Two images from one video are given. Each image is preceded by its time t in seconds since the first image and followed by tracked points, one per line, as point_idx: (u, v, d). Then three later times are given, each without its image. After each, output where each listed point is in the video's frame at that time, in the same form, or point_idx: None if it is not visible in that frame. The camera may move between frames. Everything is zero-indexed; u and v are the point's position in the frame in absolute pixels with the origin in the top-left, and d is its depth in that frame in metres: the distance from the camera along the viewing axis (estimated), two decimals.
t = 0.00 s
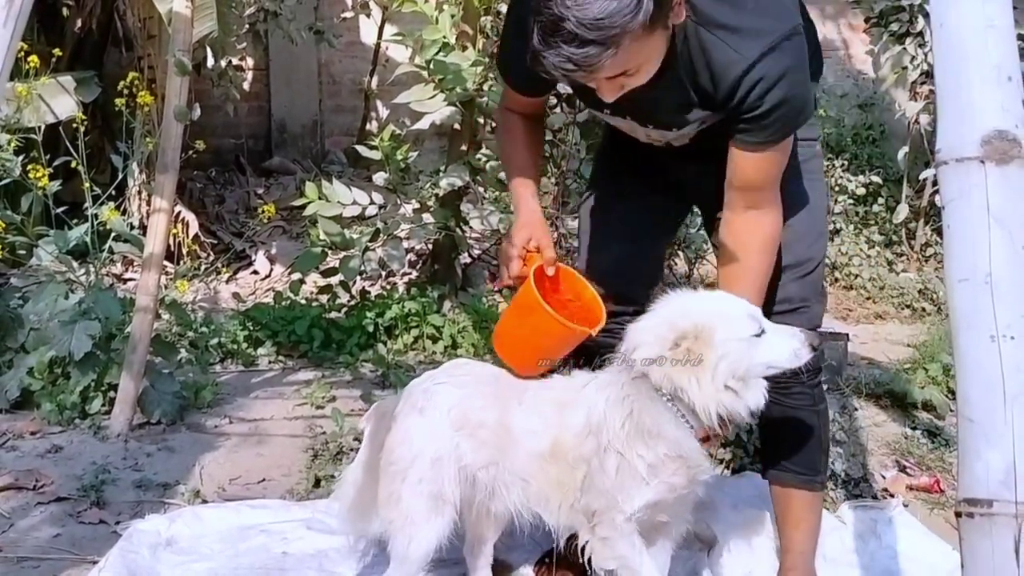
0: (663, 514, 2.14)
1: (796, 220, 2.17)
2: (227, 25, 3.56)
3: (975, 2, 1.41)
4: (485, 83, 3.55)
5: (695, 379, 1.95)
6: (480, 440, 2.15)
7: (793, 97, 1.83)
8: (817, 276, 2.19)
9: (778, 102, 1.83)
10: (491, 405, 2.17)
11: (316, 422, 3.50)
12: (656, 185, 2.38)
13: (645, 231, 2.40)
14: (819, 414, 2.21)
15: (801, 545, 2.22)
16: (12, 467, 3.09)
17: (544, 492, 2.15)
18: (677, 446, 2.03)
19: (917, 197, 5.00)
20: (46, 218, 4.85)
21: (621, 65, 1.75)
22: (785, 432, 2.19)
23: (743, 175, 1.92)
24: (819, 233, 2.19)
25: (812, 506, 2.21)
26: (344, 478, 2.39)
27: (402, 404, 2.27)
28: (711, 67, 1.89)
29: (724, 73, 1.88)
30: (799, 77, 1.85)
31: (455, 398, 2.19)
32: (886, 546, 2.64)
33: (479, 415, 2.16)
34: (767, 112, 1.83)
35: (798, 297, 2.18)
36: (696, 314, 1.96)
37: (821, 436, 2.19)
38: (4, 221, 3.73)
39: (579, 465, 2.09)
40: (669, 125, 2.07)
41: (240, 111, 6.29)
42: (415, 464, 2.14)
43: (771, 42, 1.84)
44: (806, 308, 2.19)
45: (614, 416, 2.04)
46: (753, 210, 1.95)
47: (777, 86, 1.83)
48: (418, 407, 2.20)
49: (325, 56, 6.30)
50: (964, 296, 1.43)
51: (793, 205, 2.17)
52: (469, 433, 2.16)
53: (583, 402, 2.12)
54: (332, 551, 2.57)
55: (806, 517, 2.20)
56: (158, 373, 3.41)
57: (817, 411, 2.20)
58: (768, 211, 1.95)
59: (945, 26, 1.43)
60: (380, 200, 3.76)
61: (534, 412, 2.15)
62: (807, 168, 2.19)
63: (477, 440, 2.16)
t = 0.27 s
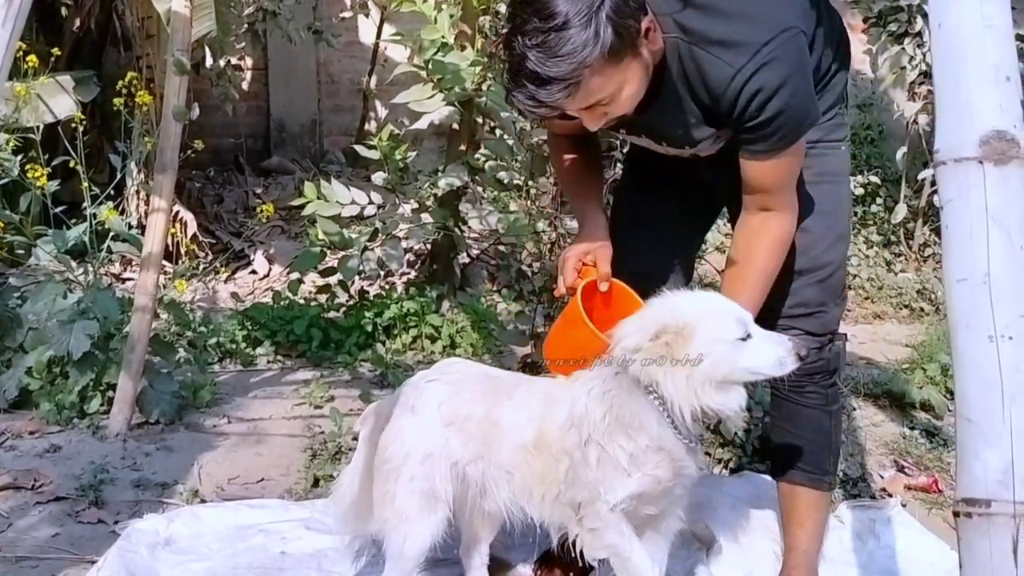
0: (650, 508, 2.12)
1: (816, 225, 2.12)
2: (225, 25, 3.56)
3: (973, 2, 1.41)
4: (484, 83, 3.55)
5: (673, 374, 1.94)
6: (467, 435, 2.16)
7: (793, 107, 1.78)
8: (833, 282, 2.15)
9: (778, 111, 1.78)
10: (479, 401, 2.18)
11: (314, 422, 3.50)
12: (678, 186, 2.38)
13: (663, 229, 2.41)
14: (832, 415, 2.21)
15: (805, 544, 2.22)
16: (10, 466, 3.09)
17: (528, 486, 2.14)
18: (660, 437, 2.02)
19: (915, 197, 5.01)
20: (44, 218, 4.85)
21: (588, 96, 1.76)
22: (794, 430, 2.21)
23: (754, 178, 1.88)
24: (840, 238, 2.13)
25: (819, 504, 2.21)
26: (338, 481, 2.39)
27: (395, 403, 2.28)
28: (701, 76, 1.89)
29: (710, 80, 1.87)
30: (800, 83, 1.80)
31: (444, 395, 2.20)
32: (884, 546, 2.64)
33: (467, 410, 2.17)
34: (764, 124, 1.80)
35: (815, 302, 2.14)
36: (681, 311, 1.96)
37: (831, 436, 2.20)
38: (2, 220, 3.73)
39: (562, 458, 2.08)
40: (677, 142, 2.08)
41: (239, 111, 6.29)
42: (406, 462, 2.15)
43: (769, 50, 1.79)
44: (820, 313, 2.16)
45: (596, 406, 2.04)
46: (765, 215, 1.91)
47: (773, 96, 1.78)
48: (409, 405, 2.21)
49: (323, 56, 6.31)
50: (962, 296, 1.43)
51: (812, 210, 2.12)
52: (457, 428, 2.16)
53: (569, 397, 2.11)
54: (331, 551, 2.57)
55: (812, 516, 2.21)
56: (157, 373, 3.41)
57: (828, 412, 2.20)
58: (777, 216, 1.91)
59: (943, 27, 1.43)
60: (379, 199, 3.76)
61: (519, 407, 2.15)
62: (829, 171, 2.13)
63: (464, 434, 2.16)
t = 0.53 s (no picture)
0: (644, 510, 2.13)
1: (824, 227, 2.10)
2: (226, 27, 3.56)
3: (972, 3, 1.40)
4: (484, 84, 3.55)
5: (671, 385, 1.97)
6: (460, 434, 2.17)
7: (781, 88, 1.78)
8: (841, 286, 2.13)
9: (768, 92, 1.78)
10: (471, 401, 2.20)
11: (314, 423, 3.50)
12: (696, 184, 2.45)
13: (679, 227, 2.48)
14: (837, 417, 2.21)
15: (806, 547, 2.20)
16: (10, 467, 3.09)
17: (518, 487, 2.14)
18: (653, 441, 2.02)
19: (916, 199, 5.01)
20: (44, 219, 4.85)
21: (569, 87, 1.77)
22: (798, 432, 2.21)
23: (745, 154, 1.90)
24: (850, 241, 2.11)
25: (822, 507, 2.21)
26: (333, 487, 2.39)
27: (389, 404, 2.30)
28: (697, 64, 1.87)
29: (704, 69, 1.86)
30: (792, 66, 1.79)
31: (437, 396, 2.22)
32: (885, 547, 2.64)
33: (460, 410, 2.19)
34: (753, 104, 1.80)
35: (826, 304, 2.13)
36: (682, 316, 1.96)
37: (835, 439, 2.21)
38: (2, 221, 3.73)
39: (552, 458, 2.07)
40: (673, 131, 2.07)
41: (239, 112, 6.28)
42: (400, 464, 2.15)
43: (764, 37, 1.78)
44: (828, 317, 2.14)
45: (588, 406, 2.05)
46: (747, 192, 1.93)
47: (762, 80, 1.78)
48: (404, 404, 2.23)
49: (323, 57, 6.31)
50: (962, 296, 1.43)
51: (821, 212, 2.11)
52: (449, 427, 2.18)
53: (558, 396, 2.12)
54: (330, 551, 2.57)
55: (815, 519, 2.20)
56: (157, 374, 3.41)
57: (833, 416, 2.20)
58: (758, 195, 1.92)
59: (943, 28, 1.43)
60: (379, 200, 3.76)
61: (512, 407, 2.16)
62: (839, 173, 2.11)
63: (456, 434, 2.17)
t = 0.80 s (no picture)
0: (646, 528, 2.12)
1: (827, 227, 2.10)
2: (230, 28, 3.56)
3: (977, 4, 1.40)
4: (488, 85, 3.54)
5: (680, 399, 1.90)
6: (459, 440, 2.16)
7: (755, 79, 1.75)
8: (845, 287, 2.12)
9: (740, 80, 1.76)
10: (473, 407, 2.19)
11: (318, 424, 3.51)
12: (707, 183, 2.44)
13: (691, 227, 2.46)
14: (841, 419, 2.20)
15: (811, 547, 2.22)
16: (15, 468, 3.09)
17: (516, 497, 2.13)
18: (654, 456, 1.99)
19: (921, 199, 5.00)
20: (49, 220, 4.86)
21: (543, 72, 1.83)
22: (803, 434, 2.20)
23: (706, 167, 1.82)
24: (854, 242, 2.10)
25: (826, 509, 2.21)
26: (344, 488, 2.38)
27: (391, 408, 2.29)
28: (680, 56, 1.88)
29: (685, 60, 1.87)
30: (771, 59, 1.77)
31: (438, 400, 2.21)
32: (890, 549, 2.64)
33: (460, 417, 2.18)
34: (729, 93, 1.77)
35: (828, 305, 2.12)
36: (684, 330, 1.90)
37: (840, 440, 2.20)
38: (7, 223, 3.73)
39: (550, 468, 2.07)
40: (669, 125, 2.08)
41: (243, 113, 6.29)
42: (400, 468, 2.16)
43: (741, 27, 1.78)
44: (831, 318, 2.13)
45: (588, 421, 2.02)
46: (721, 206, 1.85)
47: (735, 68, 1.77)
48: (405, 409, 2.23)
49: (328, 58, 6.32)
50: (968, 297, 1.42)
51: (825, 213, 2.11)
52: (449, 433, 2.17)
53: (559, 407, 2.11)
54: (334, 552, 2.57)
55: (819, 519, 2.20)
56: (161, 375, 3.41)
57: (838, 417, 2.19)
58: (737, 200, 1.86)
59: (947, 28, 1.43)
60: (383, 202, 3.75)
61: (513, 416, 2.15)
62: (842, 174, 2.12)
63: (456, 440, 2.16)
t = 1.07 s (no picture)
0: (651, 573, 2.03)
1: (827, 229, 2.10)
2: (235, 29, 3.57)
3: (982, 3, 1.40)
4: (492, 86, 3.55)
5: (708, 439, 1.74)
6: (458, 472, 2.12)
7: (734, 98, 1.70)
8: (846, 288, 2.10)
9: (718, 95, 1.71)
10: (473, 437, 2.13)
11: (323, 425, 3.51)
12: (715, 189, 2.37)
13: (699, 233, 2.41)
14: (843, 419, 2.18)
15: (815, 548, 2.23)
16: (21, 468, 3.10)
17: (514, 535, 2.09)
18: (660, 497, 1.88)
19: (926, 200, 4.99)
20: (55, 221, 4.87)
21: (512, 84, 1.83)
22: (804, 435, 2.17)
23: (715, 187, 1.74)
24: (854, 242, 2.10)
25: (830, 509, 2.21)
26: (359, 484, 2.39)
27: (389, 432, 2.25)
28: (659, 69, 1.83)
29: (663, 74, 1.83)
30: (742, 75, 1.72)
31: (438, 428, 2.16)
32: (895, 550, 2.63)
33: (460, 448, 2.13)
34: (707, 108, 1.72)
35: (825, 309, 2.10)
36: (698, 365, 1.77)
37: (842, 441, 2.17)
38: (12, 224, 3.74)
39: (551, 509, 2.02)
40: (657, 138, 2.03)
41: (248, 114, 6.30)
42: (400, 491, 2.14)
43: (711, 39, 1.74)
44: (830, 319, 2.11)
45: (596, 465, 1.91)
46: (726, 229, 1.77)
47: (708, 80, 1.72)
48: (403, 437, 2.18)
49: (332, 59, 6.33)
50: (973, 298, 1.42)
51: (825, 214, 2.10)
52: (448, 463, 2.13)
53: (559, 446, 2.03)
54: (340, 553, 2.57)
55: (823, 520, 2.21)
56: (166, 375, 3.42)
57: (840, 418, 2.17)
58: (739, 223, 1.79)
59: (952, 29, 1.42)
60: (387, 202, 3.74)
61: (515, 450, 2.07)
62: (841, 175, 2.12)
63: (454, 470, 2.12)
